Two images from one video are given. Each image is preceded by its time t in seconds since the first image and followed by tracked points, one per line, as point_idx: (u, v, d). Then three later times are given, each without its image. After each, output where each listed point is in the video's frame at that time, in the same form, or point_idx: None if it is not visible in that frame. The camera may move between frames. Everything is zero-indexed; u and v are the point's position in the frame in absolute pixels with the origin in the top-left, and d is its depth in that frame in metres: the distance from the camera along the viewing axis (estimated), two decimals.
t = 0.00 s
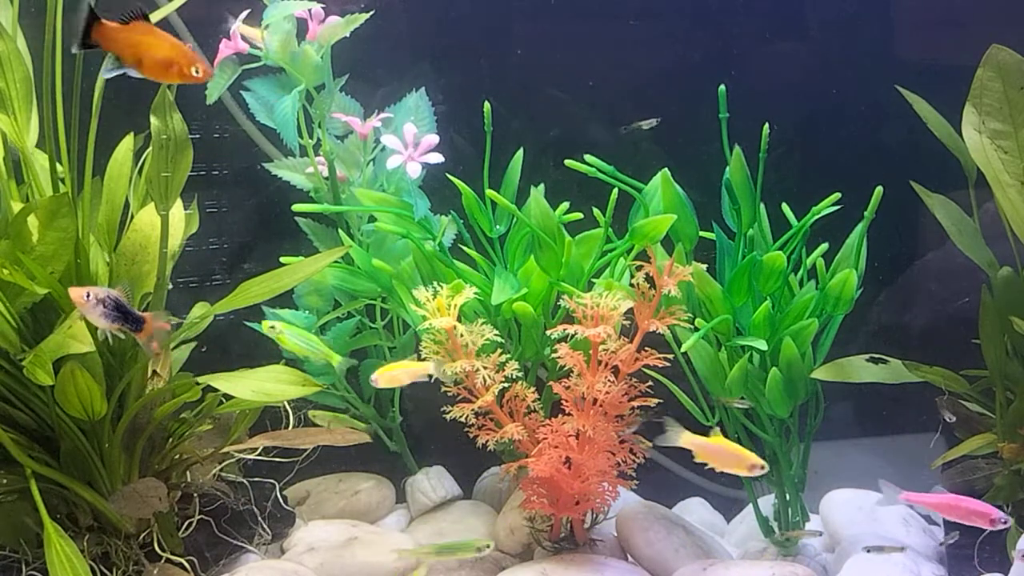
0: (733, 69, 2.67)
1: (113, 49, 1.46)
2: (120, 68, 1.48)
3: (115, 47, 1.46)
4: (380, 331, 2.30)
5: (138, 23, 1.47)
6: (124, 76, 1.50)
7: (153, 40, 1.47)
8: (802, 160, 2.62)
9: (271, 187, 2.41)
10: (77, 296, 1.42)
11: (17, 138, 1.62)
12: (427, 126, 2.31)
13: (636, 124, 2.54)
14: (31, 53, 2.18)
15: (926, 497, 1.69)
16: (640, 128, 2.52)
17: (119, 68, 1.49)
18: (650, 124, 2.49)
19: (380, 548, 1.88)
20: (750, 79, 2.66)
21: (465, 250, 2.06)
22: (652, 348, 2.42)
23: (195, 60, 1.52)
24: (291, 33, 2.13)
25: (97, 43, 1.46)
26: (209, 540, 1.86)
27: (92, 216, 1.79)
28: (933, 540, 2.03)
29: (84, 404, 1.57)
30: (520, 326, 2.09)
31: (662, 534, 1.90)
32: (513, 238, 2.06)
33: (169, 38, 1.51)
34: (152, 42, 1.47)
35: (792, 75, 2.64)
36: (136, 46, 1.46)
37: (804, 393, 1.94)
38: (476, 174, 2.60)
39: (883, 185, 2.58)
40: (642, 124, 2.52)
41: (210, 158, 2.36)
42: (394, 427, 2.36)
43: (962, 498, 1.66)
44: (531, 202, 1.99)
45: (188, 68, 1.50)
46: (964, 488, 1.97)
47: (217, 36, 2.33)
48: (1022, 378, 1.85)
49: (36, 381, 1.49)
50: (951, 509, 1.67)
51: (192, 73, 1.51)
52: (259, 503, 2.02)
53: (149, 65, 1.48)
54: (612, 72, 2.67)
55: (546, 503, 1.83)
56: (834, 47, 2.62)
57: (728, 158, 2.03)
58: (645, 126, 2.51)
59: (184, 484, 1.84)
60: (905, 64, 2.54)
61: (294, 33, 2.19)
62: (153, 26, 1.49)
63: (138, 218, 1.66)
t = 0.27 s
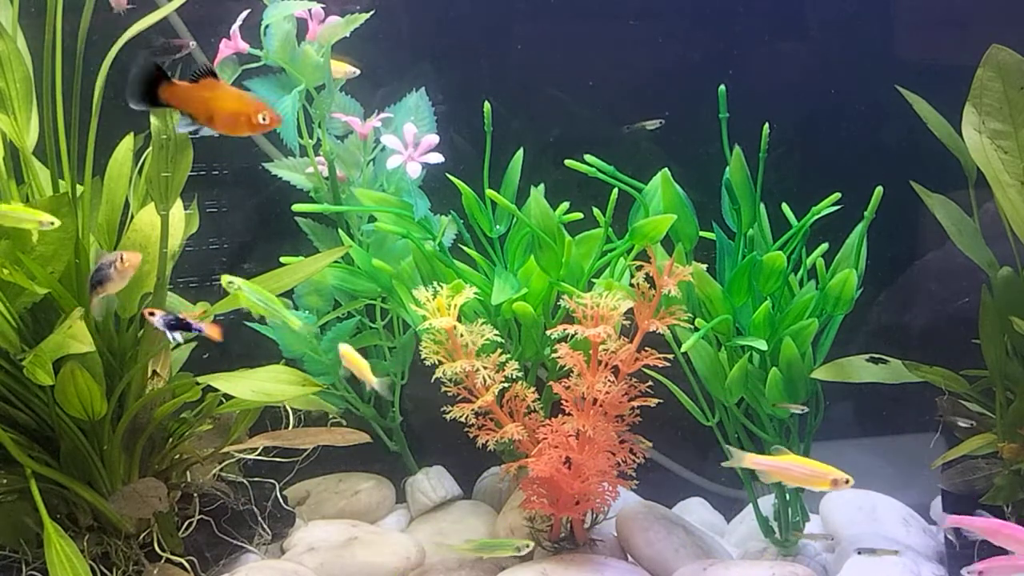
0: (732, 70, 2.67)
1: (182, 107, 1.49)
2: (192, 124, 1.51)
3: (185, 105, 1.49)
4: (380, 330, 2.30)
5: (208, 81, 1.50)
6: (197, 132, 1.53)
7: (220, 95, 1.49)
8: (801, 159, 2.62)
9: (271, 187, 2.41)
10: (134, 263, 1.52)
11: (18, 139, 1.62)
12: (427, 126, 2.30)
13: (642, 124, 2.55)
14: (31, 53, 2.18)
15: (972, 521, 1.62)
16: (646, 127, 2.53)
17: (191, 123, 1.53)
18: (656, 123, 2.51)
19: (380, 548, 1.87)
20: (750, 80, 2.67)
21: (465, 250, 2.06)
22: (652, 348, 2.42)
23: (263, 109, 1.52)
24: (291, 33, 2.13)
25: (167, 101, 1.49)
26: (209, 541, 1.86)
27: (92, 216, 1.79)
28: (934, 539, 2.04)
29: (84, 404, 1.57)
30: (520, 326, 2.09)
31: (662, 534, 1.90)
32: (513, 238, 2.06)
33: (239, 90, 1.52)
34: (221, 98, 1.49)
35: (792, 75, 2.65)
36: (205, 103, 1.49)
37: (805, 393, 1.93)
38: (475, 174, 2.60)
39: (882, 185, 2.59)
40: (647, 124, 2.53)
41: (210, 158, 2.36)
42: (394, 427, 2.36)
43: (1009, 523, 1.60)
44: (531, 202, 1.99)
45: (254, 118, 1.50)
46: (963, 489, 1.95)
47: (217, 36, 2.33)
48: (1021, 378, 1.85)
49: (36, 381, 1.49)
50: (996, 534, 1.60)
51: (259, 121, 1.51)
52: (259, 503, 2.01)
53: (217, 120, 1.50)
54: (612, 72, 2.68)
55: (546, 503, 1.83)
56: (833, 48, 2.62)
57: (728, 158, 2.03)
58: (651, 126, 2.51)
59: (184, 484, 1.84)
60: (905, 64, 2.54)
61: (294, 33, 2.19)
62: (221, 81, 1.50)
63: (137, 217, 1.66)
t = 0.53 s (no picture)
0: (732, 70, 2.67)
1: (286, 126, 1.73)
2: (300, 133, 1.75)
3: (287, 123, 1.73)
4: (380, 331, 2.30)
5: (288, 94, 1.72)
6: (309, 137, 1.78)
7: (304, 101, 1.70)
8: (801, 159, 2.62)
9: (271, 187, 2.41)
10: (209, 247, 1.55)
11: (18, 139, 1.62)
12: (427, 126, 2.28)
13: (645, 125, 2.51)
14: (31, 53, 2.18)
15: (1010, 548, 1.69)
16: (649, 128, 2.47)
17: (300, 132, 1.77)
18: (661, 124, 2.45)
19: (380, 548, 1.87)
20: (749, 80, 2.67)
21: (465, 250, 2.06)
22: (652, 348, 2.42)
23: (345, 92, 1.73)
24: (290, 33, 2.14)
25: (275, 126, 1.74)
26: (210, 541, 1.86)
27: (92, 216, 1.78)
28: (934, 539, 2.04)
29: (84, 404, 1.57)
30: (520, 326, 2.09)
31: (662, 534, 1.90)
32: (513, 238, 2.06)
33: (317, 87, 1.74)
34: (307, 101, 1.71)
35: (792, 75, 2.65)
36: (301, 114, 1.72)
37: (805, 393, 1.94)
38: (476, 174, 2.60)
39: (882, 185, 2.59)
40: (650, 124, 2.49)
41: (210, 158, 2.33)
42: (394, 427, 2.37)
43: None
44: (531, 202, 1.99)
45: (342, 103, 1.71)
46: (963, 489, 1.95)
47: (217, 36, 2.33)
48: (1021, 378, 1.85)
49: (36, 381, 1.49)
50: None
51: (348, 102, 1.72)
52: (259, 503, 2.02)
53: (316, 118, 1.72)
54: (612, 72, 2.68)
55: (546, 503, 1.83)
56: (833, 48, 2.62)
57: (728, 158, 2.03)
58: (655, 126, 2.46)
59: (184, 484, 1.84)
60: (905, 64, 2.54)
61: (294, 33, 2.20)
62: (298, 88, 1.71)
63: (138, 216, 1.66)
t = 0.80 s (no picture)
0: (732, 70, 2.67)
1: (376, 85, 1.65)
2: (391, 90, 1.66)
3: (376, 81, 1.64)
4: (380, 331, 2.30)
5: (376, 49, 1.63)
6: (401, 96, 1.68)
7: (393, 54, 1.61)
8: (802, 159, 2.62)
9: (271, 187, 2.41)
10: (293, 222, 1.71)
11: (18, 139, 1.63)
12: (427, 127, 2.29)
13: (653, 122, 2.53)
14: (31, 53, 2.18)
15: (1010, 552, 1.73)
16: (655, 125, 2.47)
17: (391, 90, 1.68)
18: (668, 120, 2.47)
19: (380, 548, 1.87)
20: (750, 80, 2.67)
21: (465, 250, 2.06)
22: (652, 348, 2.42)
23: (433, 41, 1.62)
24: (291, 33, 2.13)
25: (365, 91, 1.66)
26: (210, 541, 1.86)
27: (92, 216, 1.79)
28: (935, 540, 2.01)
29: (84, 404, 1.57)
30: (520, 326, 2.09)
31: (662, 534, 1.89)
32: (512, 238, 2.06)
33: (404, 39, 1.64)
34: (396, 53, 1.61)
35: (792, 75, 2.64)
36: (392, 69, 1.62)
37: (804, 393, 1.94)
38: (476, 174, 2.60)
39: (882, 185, 2.59)
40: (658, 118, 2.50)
41: (210, 158, 2.36)
42: (394, 427, 2.37)
43: None
44: (531, 202, 1.99)
45: (431, 51, 1.61)
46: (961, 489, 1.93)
47: (217, 36, 2.33)
48: (1022, 378, 1.85)
49: (36, 381, 1.49)
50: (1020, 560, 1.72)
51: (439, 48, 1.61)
52: (260, 503, 2.02)
53: (408, 68, 1.61)
54: (612, 72, 2.68)
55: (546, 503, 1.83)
56: (833, 48, 2.62)
57: (728, 157, 2.03)
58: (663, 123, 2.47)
59: (184, 484, 1.85)
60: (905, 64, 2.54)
61: (294, 33, 2.19)
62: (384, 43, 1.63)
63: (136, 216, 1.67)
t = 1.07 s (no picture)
0: (732, 70, 2.67)
1: (449, 45, 1.72)
2: (460, 49, 1.72)
3: (447, 36, 1.71)
4: (380, 331, 2.30)
5: (452, 10, 1.70)
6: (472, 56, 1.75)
7: (468, 17, 1.68)
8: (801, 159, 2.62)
9: (271, 187, 2.41)
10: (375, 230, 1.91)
11: (18, 139, 1.62)
12: (427, 126, 2.30)
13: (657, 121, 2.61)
14: (31, 53, 2.18)
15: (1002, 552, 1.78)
16: (661, 126, 2.57)
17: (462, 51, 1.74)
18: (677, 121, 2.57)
19: (380, 548, 1.88)
20: (750, 80, 2.67)
21: (465, 250, 2.06)
22: (652, 348, 2.42)
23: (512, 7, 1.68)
24: (291, 33, 2.14)
25: (434, 46, 1.74)
26: (209, 541, 1.86)
27: (92, 216, 1.79)
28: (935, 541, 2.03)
29: (84, 404, 1.57)
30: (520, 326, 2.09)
31: (662, 534, 1.90)
32: (512, 239, 2.06)
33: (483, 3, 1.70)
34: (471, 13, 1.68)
35: (792, 75, 2.65)
36: (465, 29, 1.69)
37: (804, 393, 1.94)
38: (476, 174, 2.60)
39: (882, 185, 2.59)
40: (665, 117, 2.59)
41: (210, 158, 2.36)
42: (394, 427, 2.37)
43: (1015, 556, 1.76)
44: (531, 202, 1.99)
45: (509, 17, 1.67)
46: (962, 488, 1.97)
47: (217, 36, 2.33)
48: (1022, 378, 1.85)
49: (36, 381, 1.49)
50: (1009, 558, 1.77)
51: (516, 15, 1.67)
52: (260, 503, 2.02)
53: (480, 31, 1.68)
54: (612, 72, 2.68)
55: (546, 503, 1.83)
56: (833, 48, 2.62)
57: (728, 157, 2.03)
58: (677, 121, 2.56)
59: (184, 484, 1.85)
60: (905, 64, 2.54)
61: (294, 33, 2.20)
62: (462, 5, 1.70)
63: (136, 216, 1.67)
